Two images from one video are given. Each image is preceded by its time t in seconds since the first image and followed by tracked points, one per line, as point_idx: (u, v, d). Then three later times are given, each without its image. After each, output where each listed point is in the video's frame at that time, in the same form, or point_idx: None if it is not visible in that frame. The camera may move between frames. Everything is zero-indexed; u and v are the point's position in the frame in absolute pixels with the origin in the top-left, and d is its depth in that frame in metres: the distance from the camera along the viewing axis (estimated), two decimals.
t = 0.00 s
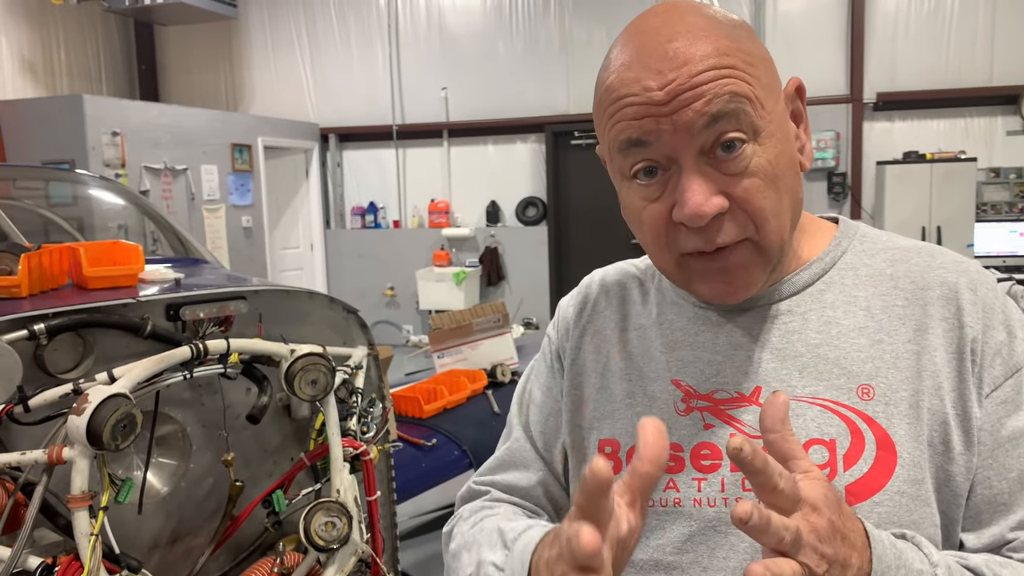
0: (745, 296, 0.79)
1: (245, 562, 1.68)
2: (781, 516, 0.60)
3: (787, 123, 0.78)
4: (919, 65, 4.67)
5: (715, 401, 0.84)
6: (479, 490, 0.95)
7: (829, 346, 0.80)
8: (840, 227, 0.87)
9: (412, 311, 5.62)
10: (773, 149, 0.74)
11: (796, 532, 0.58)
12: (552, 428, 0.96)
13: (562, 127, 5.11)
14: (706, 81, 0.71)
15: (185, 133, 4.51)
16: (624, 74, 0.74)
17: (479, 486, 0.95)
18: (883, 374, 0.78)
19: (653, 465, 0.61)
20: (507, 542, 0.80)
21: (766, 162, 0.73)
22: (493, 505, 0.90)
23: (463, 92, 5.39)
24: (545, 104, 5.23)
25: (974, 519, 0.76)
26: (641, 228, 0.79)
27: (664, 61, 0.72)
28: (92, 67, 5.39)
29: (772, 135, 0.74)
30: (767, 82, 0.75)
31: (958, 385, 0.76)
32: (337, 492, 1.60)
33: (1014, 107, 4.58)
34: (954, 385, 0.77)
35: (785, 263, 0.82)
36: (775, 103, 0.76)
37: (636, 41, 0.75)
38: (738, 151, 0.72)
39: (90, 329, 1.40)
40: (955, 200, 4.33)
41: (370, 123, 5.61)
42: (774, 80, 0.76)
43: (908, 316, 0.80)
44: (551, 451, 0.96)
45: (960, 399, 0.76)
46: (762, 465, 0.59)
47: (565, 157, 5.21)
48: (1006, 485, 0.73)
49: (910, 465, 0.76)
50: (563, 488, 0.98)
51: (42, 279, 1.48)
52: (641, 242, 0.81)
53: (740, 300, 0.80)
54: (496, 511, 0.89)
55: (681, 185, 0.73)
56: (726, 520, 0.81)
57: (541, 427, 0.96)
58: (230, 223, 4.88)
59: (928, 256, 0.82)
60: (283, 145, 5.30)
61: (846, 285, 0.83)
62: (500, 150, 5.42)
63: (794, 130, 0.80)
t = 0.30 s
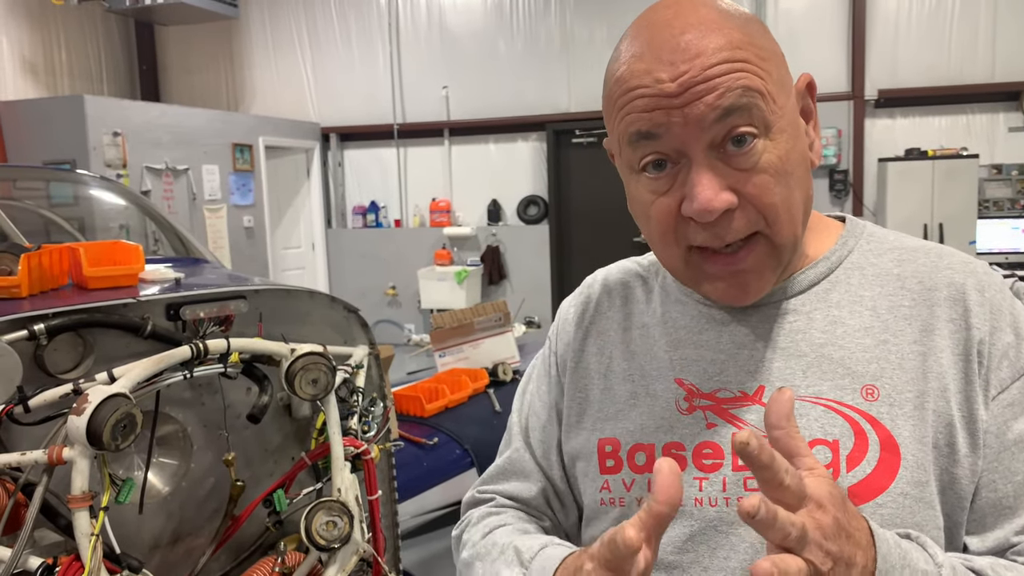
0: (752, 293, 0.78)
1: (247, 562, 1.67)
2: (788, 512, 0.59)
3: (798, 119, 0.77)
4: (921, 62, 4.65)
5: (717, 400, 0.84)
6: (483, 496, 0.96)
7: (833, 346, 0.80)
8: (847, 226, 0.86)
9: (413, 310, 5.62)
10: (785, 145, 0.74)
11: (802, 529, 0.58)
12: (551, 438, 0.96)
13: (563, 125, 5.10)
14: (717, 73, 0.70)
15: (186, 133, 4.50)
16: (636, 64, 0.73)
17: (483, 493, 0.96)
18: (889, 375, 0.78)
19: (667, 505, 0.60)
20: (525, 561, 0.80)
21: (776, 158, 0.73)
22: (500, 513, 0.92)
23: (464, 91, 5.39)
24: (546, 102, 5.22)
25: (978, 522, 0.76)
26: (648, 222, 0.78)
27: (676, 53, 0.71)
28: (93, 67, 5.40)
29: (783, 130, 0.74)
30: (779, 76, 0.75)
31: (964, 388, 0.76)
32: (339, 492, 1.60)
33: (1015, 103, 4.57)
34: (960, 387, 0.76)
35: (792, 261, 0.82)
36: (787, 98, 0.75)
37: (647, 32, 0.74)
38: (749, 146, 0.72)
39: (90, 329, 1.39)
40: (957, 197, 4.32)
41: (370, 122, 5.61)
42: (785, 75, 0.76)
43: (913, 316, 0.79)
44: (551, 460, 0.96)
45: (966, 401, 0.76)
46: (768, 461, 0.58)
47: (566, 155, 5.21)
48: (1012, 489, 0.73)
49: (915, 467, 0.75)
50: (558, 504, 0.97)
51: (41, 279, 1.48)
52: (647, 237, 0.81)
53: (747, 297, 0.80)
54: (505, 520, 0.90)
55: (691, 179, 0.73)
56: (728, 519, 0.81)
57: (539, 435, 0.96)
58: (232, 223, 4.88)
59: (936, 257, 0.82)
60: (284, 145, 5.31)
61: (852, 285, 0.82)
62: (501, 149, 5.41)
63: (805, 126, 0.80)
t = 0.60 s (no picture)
0: (754, 294, 0.78)
1: (249, 561, 1.68)
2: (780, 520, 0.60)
3: (802, 119, 0.77)
4: (923, 59, 4.64)
5: (713, 400, 0.83)
6: (502, 500, 1.00)
7: (829, 347, 0.80)
8: (846, 225, 0.86)
9: (415, 309, 5.63)
10: (788, 145, 0.74)
11: (794, 536, 0.58)
12: (553, 444, 0.98)
13: (564, 124, 5.10)
14: (722, 71, 0.70)
15: (188, 133, 4.51)
16: (640, 61, 0.73)
17: (501, 498, 1.01)
18: (884, 377, 0.78)
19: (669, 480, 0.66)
20: (551, 547, 0.84)
21: (781, 157, 0.73)
22: (519, 511, 0.97)
23: (465, 90, 5.39)
24: (547, 101, 5.22)
25: (974, 524, 0.76)
26: (651, 221, 0.78)
27: (680, 51, 0.71)
28: (95, 68, 5.41)
29: (787, 130, 0.74)
30: (783, 76, 0.75)
31: (961, 390, 0.76)
32: (340, 492, 1.60)
33: (1017, 100, 4.56)
34: (958, 389, 0.76)
35: (790, 261, 0.81)
36: (790, 98, 0.75)
37: (651, 29, 0.75)
38: (753, 145, 0.72)
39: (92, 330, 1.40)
40: (959, 194, 4.31)
41: (372, 122, 5.61)
42: (789, 74, 0.76)
43: (910, 318, 0.79)
44: (556, 464, 0.98)
45: (963, 403, 0.75)
46: (761, 469, 0.59)
47: (568, 154, 5.20)
48: (1009, 492, 0.73)
49: (909, 469, 0.75)
50: (569, 501, 1.00)
51: (43, 280, 1.48)
52: (649, 237, 0.80)
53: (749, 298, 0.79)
54: (525, 516, 0.95)
55: (694, 178, 0.73)
56: (721, 520, 0.81)
57: (543, 442, 0.98)
58: (233, 223, 4.89)
59: (933, 257, 0.81)
60: (286, 145, 5.31)
61: (849, 286, 0.82)
62: (502, 148, 5.41)
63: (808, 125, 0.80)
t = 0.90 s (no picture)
0: (745, 291, 0.78)
1: (253, 561, 1.68)
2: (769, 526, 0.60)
3: (793, 115, 0.77)
4: (925, 57, 4.64)
5: (710, 398, 0.83)
6: (504, 495, 1.01)
7: (827, 344, 0.80)
8: (844, 220, 0.86)
9: (417, 309, 5.63)
10: (778, 142, 0.73)
11: (783, 542, 0.58)
12: (554, 439, 0.98)
13: (566, 123, 5.10)
14: (708, 70, 0.70)
15: (190, 134, 4.51)
16: (626, 60, 0.74)
17: (503, 493, 1.01)
18: (881, 374, 0.78)
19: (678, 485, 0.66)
20: (557, 545, 0.84)
21: (769, 155, 0.73)
22: (522, 505, 0.97)
23: (466, 90, 5.39)
24: (549, 101, 5.22)
25: (972, 520, 0.76)
26: (641, 220, 0.78)
27: (667, 49, 0.71)
28: (97, 68, 5.42)
29: (776, 127, 0.74)
30: (772, 72, 0.74)
31: (958, 386, 0.76)
32: (344, 491, 1.61)
33: (1019, 99, 4.55)
34: (954, 386, 0.76)
35: (788, 258, 0.82)
36: (780, 94, 0.75)
37: (639, 27, 0.74)
38: (740, 143, 0.72)
39: (96, 330, 1.40)
40: (961, 193, 4.30)
41: (374, 122, 5.61)
42: (779, 70, 0.75)
43: (908, 314, 0.79)
44: (558, 459, 0.98)
45: (960, 399, 0.76)
46: (746, 479, 0.59)
47: (569, 153, 5.21)
48: (1006, 488, 0.73)
49: (906, 467, 0.75)
50: (573, 497, 1.00)
51: (47, 280, 1.48)
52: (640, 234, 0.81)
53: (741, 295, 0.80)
54: (528, 511, 0.95)
55: (681, 177, 0.73)
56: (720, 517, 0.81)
57: (545, 437, 0.99)
58: (235, 223, 4.89)
59: (931, 251, 0.81)
60: (288, 145, 5.31)
61: (847, 281, 0.82)
62: (504, 148, 5.41)
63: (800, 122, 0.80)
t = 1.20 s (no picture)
0: (744, 292, 0.79)
1: (256, 560, 1.68)
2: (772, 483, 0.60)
3: (791, 115, 0.77)
4: (926, 57, 4.64)
5: (711, 396, 0.84)
6: (479, 476, 0.96)
7: (827, 341, 0.80)
8: (842, 215, 0.87)
9: (419, 308, 5.63)
10: (777, 144, 0.74)
11: (785, 498, 0.58)
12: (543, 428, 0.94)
13: (568, 123, 5.10)
14: (706, 74, 0.70)
15: (192, 135, 4.52)
16: (624, 64, 0.73)
17: (479, 474, 0.96)
18: (881, 370, 0.78)
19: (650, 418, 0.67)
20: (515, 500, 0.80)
21: (768, 157, 0.73)
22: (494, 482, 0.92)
23: (468, 90, 5.40)
24: (550, 101, 5.23)
25: (973, 513, 0.76)
26: (640, 221, 0.79)
27: (664, 53, 0.71)
28: (99, 69, 5.44)
29: (776, 128, 0.74)
30: (770, 73, 0.74)
31: (956, 379, 0.76)
32: (346, 490, 1.61)
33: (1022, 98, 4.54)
34: (952, 379, 0.76)
35: (786, 255, 0.82)
36: (779, 94, 0.75)
37: (636, 28, 0.74)
38: (740, 146, 0.72)
39: (100, 330, 1.40)
40: (963, 192, 4.29)
41: (376, 122, 5.62)
42: (778, 69, 0.75)
43: (907, 310, 0.79)
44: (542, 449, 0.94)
45: (958, 394, 0.76)
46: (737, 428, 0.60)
47: (571, 153, 5.21)
48: (1006, 480, 0.73)
49: (906, 463, 0.76)
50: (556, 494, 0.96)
51: (51, 280, 1.49)
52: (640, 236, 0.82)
53: (741, 294, 0.81)
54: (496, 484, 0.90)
55: (681, 182, 0.73)
56: (724, 515, 0.81)
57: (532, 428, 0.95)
58: (238, 224, 4.91)
59: (928, 246, 0.82)
60: (289, 145, 5.32)
61: (846, 278, 0.82)
62: (505, 148, 5.42)
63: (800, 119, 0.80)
